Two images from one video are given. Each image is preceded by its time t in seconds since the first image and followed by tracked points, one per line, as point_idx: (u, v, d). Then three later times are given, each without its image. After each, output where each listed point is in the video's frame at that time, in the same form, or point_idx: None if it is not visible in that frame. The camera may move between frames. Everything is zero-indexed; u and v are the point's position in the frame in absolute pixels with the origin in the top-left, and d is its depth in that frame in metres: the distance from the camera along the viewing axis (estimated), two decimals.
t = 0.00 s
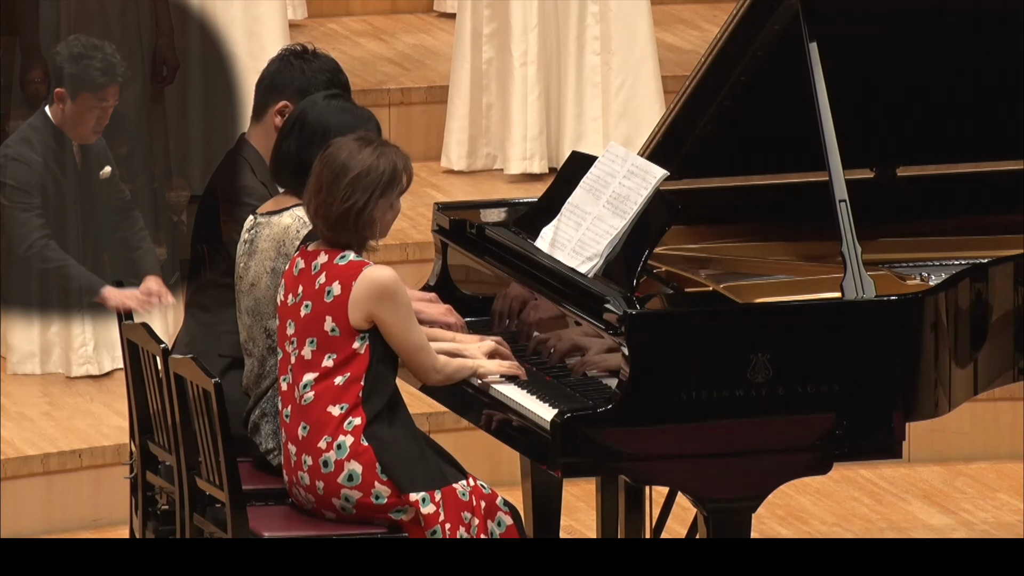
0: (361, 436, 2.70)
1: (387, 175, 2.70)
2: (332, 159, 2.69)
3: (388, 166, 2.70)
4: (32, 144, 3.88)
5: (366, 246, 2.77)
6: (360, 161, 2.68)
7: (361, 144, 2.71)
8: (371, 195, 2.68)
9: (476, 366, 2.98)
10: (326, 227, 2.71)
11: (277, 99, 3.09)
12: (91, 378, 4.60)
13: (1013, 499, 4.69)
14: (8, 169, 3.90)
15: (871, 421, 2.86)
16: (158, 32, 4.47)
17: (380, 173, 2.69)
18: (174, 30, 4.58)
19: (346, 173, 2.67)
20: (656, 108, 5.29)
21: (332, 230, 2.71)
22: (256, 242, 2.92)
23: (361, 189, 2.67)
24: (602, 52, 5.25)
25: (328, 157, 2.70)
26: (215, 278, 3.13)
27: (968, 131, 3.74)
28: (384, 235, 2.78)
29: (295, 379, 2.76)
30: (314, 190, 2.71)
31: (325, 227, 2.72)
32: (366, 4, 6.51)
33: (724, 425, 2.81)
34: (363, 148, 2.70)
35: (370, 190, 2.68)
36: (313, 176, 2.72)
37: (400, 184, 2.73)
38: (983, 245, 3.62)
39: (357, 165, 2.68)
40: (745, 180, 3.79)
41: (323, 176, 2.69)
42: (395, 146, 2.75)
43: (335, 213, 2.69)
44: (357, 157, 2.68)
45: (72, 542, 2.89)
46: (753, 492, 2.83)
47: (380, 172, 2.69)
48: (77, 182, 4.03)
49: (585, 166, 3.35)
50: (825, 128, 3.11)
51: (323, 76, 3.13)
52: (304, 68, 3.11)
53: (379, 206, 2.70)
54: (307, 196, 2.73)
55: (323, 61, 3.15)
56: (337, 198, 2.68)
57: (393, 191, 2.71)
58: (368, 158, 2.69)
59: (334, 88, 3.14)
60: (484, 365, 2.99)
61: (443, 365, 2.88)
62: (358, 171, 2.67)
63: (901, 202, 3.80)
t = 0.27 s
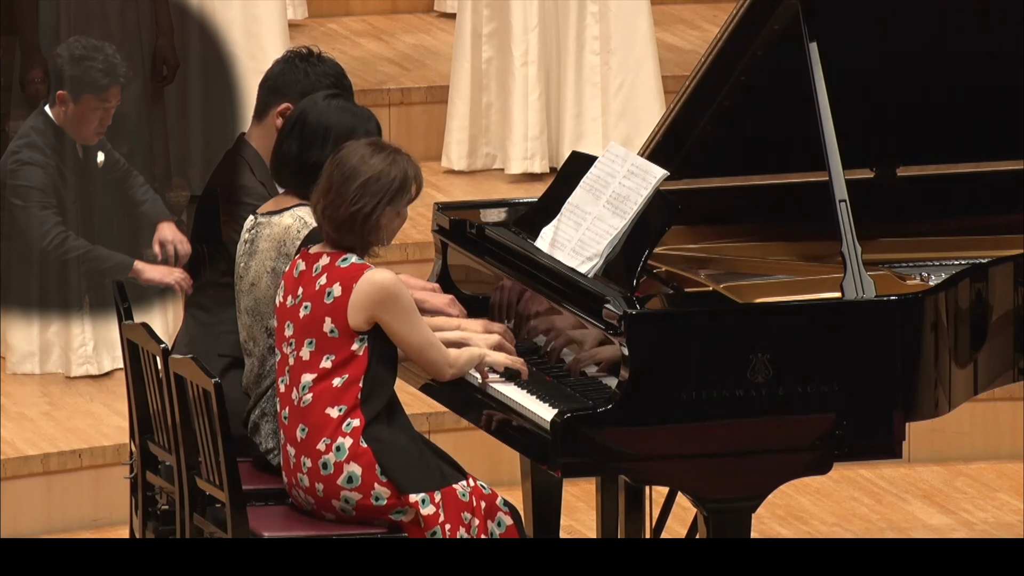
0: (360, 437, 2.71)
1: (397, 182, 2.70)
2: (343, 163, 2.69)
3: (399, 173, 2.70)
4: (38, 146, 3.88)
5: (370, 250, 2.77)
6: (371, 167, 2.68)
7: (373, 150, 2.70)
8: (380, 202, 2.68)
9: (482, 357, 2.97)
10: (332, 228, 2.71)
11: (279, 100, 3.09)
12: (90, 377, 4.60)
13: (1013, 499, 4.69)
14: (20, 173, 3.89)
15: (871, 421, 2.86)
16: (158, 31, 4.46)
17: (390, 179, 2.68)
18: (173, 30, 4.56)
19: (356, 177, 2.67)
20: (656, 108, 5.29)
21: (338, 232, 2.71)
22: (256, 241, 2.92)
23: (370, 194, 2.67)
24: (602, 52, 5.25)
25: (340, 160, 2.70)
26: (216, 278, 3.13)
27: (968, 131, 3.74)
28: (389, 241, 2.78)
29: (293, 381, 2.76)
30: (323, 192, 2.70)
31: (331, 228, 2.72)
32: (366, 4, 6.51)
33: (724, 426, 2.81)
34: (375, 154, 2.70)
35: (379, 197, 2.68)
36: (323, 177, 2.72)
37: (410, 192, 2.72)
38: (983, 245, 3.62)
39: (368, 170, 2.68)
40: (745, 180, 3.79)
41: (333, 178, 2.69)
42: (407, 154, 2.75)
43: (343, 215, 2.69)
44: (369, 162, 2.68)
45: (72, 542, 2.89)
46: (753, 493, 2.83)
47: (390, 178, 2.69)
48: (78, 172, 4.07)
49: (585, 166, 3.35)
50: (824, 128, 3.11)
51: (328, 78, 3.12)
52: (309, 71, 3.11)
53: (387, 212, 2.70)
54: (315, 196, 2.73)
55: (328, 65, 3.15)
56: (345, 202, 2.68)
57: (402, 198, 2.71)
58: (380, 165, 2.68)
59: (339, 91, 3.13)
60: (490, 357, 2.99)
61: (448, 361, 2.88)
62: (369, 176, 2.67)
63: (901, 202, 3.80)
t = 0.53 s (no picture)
0: (359, 438, 2.71)
1: (412, 201, 2.70)
2: (360, 175, 2.70)
3: (415, 193, 2.71)
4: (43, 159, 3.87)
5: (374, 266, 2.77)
6: (388, 183, 2.68)
7: (392, 166, 2.71)
8: (393, 218, 2.69)
9: (478, 367, 2.94)
10: (341, 237, 2.71)
11: (282, 103, 3.09)
12: (91, 377, 4.60)
13: (1013, 499, 4.69)
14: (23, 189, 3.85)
15: (871, 421, 2.86)
16: (158, 30, 4.45)
17: (405, 198, 2.69)
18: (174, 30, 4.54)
19: (372, 191, 2.67)
20: (656, 108, 5.29)
21: (345, 241, 2.71)
22: (255, 241, 2.92)
23: (384, 209, 2.68)
24: (602, 52, 5.25)
25: (357, 172, 2.70)
26: (216, 278, 3.13)
27: (968, 131, 3.74)
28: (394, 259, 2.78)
29: (288, 384, 2.75)
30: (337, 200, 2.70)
31: (339, 237, 2.71)
32: (366, 4, 6.51)
33: (724, 426, 2.81)
34: (393, 171, 2.70)
35: (393, 213, 2.68)
36: (338, 186, 2.72)
37: (422, 213, 2.73)
38: (983, 245, 3.62)
39: (385, 186, 2.68)
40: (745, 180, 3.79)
41: (349, 188, 2.70)
42: (424, 176, 2.75)
43: (353, 226, 2.69)
44: (387, 178, 2.69)
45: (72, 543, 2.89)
46: (754, 493, 2.84)
47: (406, 197, 2.69)
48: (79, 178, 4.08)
49: (585, 166, 3.35)
50: (824, 128, 3.11)
51: (331, 83, 3.13)
52: (314, 74, 3.12)
53: (397, 230, 2.71)
54: (328, 204, 2.73)
55: (333, 69, 3.16)
56: (358, 213, 2.68)
57: (414, 218, 2.72)
58: (397, 182, 2.69)
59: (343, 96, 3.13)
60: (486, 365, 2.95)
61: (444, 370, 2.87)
62: (385, 192, 2.68)
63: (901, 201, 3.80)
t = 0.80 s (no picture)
0: (359, 437, 2.71)
1: (415, 202, 2.70)
2: (364, 176, 2.70)
3: (418, 194, 2.71)
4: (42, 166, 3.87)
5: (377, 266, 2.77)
6: (390, 184, 2.69)
7: (394, 167, 2.71)
8: (396, 220, 2.69)
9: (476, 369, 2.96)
10: (344, 237, 2.71)
11: (282, 102, 3.09)
12: (90, 377, 4.60)
13: (1012, 499, 4.69)
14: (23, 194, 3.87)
15: (871, 420, 2.86)
16: (158, 31, 4.44)
17: (409, 199, 2.69)
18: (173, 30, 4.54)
19: (375, 192, 2.68)
20: (656, 108, 5.29)
21: (348, 242, 2.71)
22: (256, 240, 2.92)
23: (387, 210, 2.68)
24: (602, 52, 5.25)
25: (360, 173, 2.71)
26: (216, 278, 3.13)
27: (969, 131, 3.74)
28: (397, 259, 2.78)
29: (290, 383, 2.75)
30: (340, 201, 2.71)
31: (342, 237, 2.72)
32: (366, 4, 6.51)
33: (724, 426, 2.81)
34: (396, 172, 2.70)
35: (396, 214, 2.68)
36: (342, 187, 2.72)
37: (426, 214, 2.73)
38: (983, 245, 3.62)
39: (388, 187, 2.68)
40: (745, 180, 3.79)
41: (352, 189, 2.70)
42: (428, 176, 2.75)
43: (357, 227, 2.69)
44: (390, 179, 2.69)
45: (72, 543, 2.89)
46: (754, 492, 2.84)
47: (409, 198, 2.69)
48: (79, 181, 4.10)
49: (585, 166, 3.35)
50: (825, 128, 3.11)
51: (329, 81, 3.13)
52: (313, 73, 3.12)
53: (400, 231, 2.71)
54: (331, 204, 2.73)
55: (332, 68, 3.16)
56: (361, 214, 2.68)
57: (417, 220, 2.72)
58: (400, 183, 2.69)
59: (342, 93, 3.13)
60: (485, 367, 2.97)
61: (442, 372, 2.87)
62: (388, 193, 2.68)
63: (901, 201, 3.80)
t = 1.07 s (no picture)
0: (362, 435, 2.71)
1: (419, 196, 2.71)
2: (366, 173, 2.70)
3: (421, 189, 2.71)
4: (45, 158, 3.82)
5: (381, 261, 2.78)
6: (393, 180, 2.69)
7: (396, 162, 2.71)
8: (400, 215, 2.69)
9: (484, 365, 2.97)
10: (348, 235, 2.72)
11: (279, 100, 3.10)
12: (90, 377, 4.60)
13: (1012, 499, 4.69)
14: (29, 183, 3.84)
15: (871, 420, 2.86)
16: (158, 31, 4.45)
17: (412, 194, 2.70)
18: (174, 30, 4.54)
19: (379, 188, 2.68)
20: (656, 108, 5.29)
21: (353, 240, 2.71)
22: (257, 239, 2.92)
23: (391, 206, 2.68)
24: (602, 52, 5.25)
25: (362, 170, 2.71)
26: (215, 278, 3.13)
27: (969, 132, 3.75)
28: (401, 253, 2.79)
29: (295, 379, 2.75)
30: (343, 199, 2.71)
31: (346, 235, 2.72)
32: (366, 3, 6.51)
33: (724, 426, 2.81)
34: (398, 167, 2.71)
35: (400, 210, 2.69)
36: (344, 184, 2.73)
37: (428, 207, 2.74)
38: (984, 245, 3.62)
39: (391, 184, 2.69)
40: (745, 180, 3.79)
41: (355, 186, 2.70)
42: (428, 169, 2.76)
43: (362, 224, 2.69)
44: (393, 175, 2.69)
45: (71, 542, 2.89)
46: (753, 492, 2.84)
47: (413, 193, 2.70)
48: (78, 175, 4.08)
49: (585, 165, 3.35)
50: (824, 128, 3.11)
51: (325, 78, 3.13)
52: (309, 70, 3.12)
53: (405, 226, 2.71)
54: (334, 202, 2.73)
55: (327, 64, 3.16)
56: (366, 211, 2.68)
57: (421, 214, 2.73)
58: (403, 178, 2.70)
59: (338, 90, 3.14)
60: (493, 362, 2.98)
61: (447, 368, 2.89)
62: (392, 189, 2.68)
63: (902, 202, 3.80)
